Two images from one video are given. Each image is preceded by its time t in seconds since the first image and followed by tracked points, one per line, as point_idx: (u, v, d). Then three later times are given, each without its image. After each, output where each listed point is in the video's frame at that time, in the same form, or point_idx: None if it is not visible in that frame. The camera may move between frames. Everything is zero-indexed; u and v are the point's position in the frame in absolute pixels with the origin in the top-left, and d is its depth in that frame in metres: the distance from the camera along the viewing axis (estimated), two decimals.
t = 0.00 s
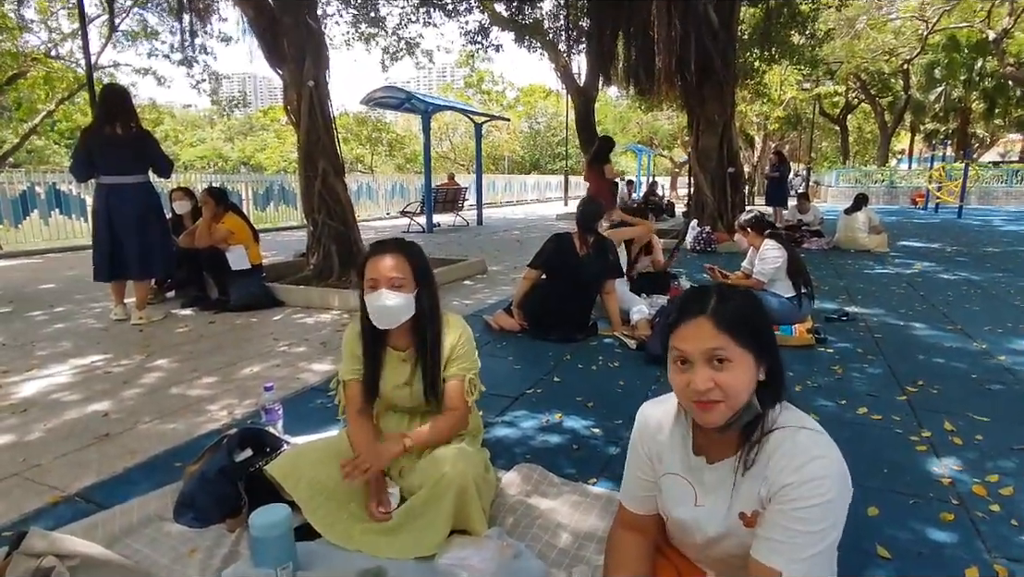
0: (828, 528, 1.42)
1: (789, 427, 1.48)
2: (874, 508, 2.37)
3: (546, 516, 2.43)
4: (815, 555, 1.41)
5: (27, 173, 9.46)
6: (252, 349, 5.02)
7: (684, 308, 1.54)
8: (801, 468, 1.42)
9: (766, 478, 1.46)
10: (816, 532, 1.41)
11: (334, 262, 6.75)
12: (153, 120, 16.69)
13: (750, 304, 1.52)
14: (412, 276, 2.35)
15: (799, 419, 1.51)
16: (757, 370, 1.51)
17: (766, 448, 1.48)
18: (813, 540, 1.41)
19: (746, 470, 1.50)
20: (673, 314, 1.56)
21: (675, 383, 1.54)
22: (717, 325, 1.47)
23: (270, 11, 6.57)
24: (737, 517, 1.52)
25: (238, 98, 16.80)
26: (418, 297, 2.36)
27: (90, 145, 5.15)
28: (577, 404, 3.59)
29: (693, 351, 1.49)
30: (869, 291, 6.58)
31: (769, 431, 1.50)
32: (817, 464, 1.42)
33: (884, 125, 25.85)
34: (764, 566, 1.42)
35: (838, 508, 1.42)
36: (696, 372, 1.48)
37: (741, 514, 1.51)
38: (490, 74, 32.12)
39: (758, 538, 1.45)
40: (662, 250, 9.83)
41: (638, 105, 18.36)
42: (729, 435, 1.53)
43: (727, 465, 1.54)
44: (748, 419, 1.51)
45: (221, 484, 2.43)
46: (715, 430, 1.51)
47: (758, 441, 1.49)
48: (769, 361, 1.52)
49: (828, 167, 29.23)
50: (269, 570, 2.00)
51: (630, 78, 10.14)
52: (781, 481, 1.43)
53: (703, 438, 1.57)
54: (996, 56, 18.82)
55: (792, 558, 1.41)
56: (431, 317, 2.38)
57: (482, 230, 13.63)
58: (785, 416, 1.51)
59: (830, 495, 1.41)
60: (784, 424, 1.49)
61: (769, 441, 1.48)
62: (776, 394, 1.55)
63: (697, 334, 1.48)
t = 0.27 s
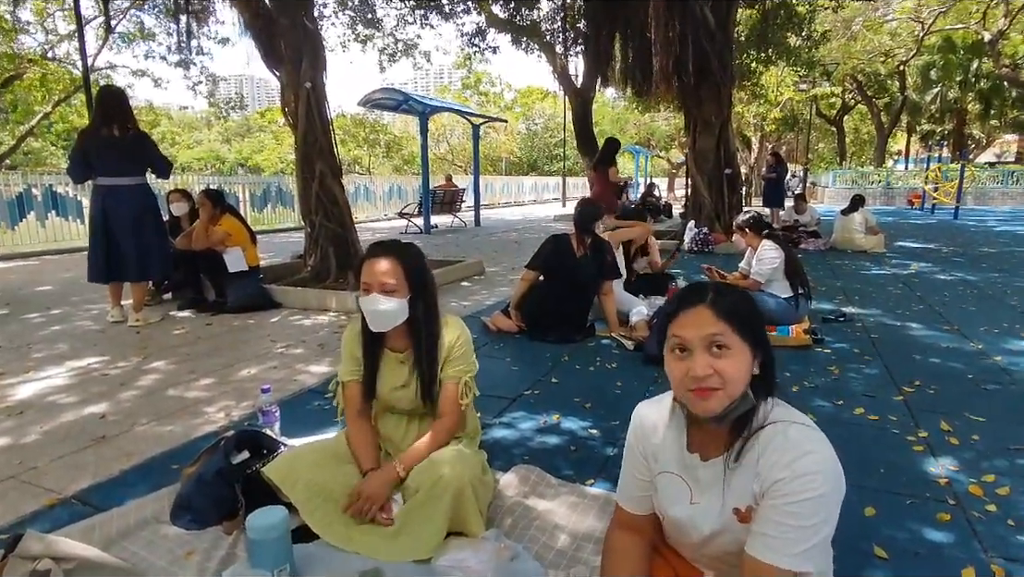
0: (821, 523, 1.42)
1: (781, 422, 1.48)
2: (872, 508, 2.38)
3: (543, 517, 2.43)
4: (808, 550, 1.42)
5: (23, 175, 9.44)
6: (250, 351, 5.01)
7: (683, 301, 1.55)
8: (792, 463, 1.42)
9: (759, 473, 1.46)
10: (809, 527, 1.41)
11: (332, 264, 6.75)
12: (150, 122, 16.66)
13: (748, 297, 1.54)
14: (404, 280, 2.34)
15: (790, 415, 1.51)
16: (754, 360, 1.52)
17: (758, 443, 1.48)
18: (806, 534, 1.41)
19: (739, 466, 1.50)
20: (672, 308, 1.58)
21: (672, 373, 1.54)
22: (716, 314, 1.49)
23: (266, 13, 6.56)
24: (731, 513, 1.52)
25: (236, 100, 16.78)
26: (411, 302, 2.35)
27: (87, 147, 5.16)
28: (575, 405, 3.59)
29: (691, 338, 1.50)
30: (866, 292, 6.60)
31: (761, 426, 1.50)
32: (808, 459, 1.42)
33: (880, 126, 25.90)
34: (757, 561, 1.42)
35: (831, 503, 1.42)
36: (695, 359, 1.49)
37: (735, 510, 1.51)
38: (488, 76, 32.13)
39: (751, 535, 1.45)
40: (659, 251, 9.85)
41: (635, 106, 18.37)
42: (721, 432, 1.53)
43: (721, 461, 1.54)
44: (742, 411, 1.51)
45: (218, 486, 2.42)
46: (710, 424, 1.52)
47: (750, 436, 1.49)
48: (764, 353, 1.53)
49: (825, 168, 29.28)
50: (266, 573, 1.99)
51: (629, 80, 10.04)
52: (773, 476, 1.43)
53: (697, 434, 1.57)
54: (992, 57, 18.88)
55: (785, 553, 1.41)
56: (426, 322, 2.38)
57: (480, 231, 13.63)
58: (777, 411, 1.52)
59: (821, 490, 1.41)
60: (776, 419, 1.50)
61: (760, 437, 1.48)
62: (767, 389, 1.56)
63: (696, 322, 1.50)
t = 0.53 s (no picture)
0: (817, 519, 1.42)
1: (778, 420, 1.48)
2: (868, 507, 2.38)
3: (541, 518, 2.44)
4: (805, 548, 1.42)
5: (19, 177, 9.41)
6: (247, 353, 5.01)
7: (676, 297, 1.57)
8: (789, 460, 1.43)
9: (756, 471, 1.46)
10: (804, 523, 1.41)
11: (329, 266, 6.74)
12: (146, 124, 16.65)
13: (744, 302, 1.50)
14: (407, 278, 2.35)
15: (786, 414, 1.51)
16: (731, 362, 1.48)
17: (755, 442, 1.48)
18: (802, 531, 1.41)
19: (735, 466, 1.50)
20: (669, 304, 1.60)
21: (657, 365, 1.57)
22: (696, 312, 1.49)
23: (262, 15, 6.57)
24: (727, 510, 1.53)
25: (232, 102, 16.76)
26: (411, 300, 2.35)
27: (82, 150, 5.15)
28: (572, 406, 3.59)
29: (670, 332, 1.52)
30: (862, 292, 6.62)
31: (758, 425, 1.50)
32: (805, 457, 1.42)
33: (876, 127, 25.98)
34: (753, 557, 1.43)
35: (826, 501, 1.42)
36: (666, 352, 1.51)
37: (731, 507, 1.52)
38: (484, 77, 32.16)
39: (748, 532, 1.46)
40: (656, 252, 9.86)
41: (631, 108, 18.41)
42: (714, 431, 1.53)
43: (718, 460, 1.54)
44: (712, 409, 1.50)
45: (215, 489, 2.41)
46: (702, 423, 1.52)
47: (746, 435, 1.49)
48: (747, 357, 1.48)
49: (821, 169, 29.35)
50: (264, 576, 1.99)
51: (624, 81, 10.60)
52: (771, 474, 1.44)
53: (694, 431, 1.57)
54: (986, 58, 18.97)
55: (781, 550, 1.42)
56: (426, 322, 2.39)
57: (477, 232, 13.63)
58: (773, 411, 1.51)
59: (818, 488, 1.41)
60: (773, 418, 1.49)
61: (757, 434, 1.48)
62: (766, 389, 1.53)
63: (676, 317, 1.51)
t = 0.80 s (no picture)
0: (818, 529, 1.43)
1: (784, 427, 1.46)
2: (864, 507, 2.39)
3: (538, 520, 2.44)
4: (805, 555, 1.43)
5: (14, 181, 9.40)
6: (243, 356, 5.00)
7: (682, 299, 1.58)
8: (794, 469, 1.42)
9: (758, 478, 1.46)
10: (804, 533, 1.42)
11: (325, 269, 6.72)
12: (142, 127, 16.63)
13: (747, 316, 1.43)
14: (407, 277, 2.37)
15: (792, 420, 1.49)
16: (714, 373, 1.45)
17: (760, 450, 1.47)
18: (801, 541, 1.42)
19: (738, 473, 1.50)
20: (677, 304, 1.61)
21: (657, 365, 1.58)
22: (687, 321, 1.48)
23: (259, 19, 6.57)
24: (729, 515, 1.53)
25: (228, 104, 16.75)
26: (411, 299, 2.36)
27: (80, 153, 5.10)
28: (569, 407, 3.60)
29: (666, 335, 1.53)
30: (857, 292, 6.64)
31: (762, 432, 1.49)
32: (809, 467, 1.42)
33: (871, 127, 26.06)
34: (752, 563, 1.45)
35: (827, 512, 1.42)
36: (660, 354, 1.53)
37: (732, 512, 1.53)
38: (480, 79, 32.20)
39: (749, 537, 1.47)
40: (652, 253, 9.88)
41: (627, 109, 18.46)
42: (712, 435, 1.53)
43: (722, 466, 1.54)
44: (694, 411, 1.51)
45: (212, 492, 2.42)
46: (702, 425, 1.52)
47: (750, 441, 1.48)
48: (731, 369, 1.44)
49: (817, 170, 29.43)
50: None
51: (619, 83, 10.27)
52: (773, 482, 1.44)
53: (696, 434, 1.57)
54: (979, 58, 19.07)
55: (780, 557, 1.43)
56: (424, 322, 2.40)
57: (474, 234, 13.64)
58: (779, 418, 1.49)
59: (820, 499, 1.41)
60: (778, 426, 1.47)
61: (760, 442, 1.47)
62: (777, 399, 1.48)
63: (673, 321, 1.51)
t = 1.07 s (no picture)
0: (812, 531, 1.43)
1: (784, 430, 1.48)
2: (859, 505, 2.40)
3: (535, 520, 2.45)
4: (800, 555, 1.44)
5: (8, 184, 9.37)
6: (239, 359, 5.00)
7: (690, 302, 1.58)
8: (793, 470, 1.43)
9: (756, 477, 1.48)
10: (798, 533, 1.42)
11: (321, 270, 6.75)
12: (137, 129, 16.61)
13: (755, 324, 1.44)
14: (403, 276, 2.38)
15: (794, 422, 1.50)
16: (720, 378, 1.47)
17: (760, 450, 1.48)
18: (795, 541, 1.42)
19: (738, 472, 1.52)
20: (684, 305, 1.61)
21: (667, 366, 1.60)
22: (696, 326, 1.49)
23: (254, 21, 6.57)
24: (727, 513, 1.55)
25: (224, 107, 16.74)
26: (409, 298, 2.37)
27: (74, 156, 5.11)
28: (565, 408, 3.61)
29: (673, 337, 1.55)
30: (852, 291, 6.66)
31: (765, 433, 1.50)
32: (806, 468, 1.42)
33: (865, 127, 26.15)
34: (745, 561, 1.45)
35: (823, 515, 1.43)
36: (667, 355, 1.55)
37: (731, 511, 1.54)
38: (476, 80, 32.23)
39: (743, 535, 1.47)
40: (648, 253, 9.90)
41: (622, 110, 18.49)
42: (717, 434, 1.54)
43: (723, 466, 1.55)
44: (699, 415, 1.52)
45: (208, 495, 2.41)
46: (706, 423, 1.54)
47: (751, 441, 1.50)
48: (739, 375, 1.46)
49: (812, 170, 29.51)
50: None
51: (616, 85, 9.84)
52: (771, 482, 1.45)
53: (700, 433, 1.58)
54: (973, 58, 19.16)
55: (772, 557, 1.43)
56: (421, 324, 2.40)
57: (470, 235, 13.64)
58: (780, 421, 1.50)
59: (816, 502, 1.42)
60: (778, 429, 1.49)
61: (762, 443, 1.49)
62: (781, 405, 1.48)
63: (682, 325, 1.53)
